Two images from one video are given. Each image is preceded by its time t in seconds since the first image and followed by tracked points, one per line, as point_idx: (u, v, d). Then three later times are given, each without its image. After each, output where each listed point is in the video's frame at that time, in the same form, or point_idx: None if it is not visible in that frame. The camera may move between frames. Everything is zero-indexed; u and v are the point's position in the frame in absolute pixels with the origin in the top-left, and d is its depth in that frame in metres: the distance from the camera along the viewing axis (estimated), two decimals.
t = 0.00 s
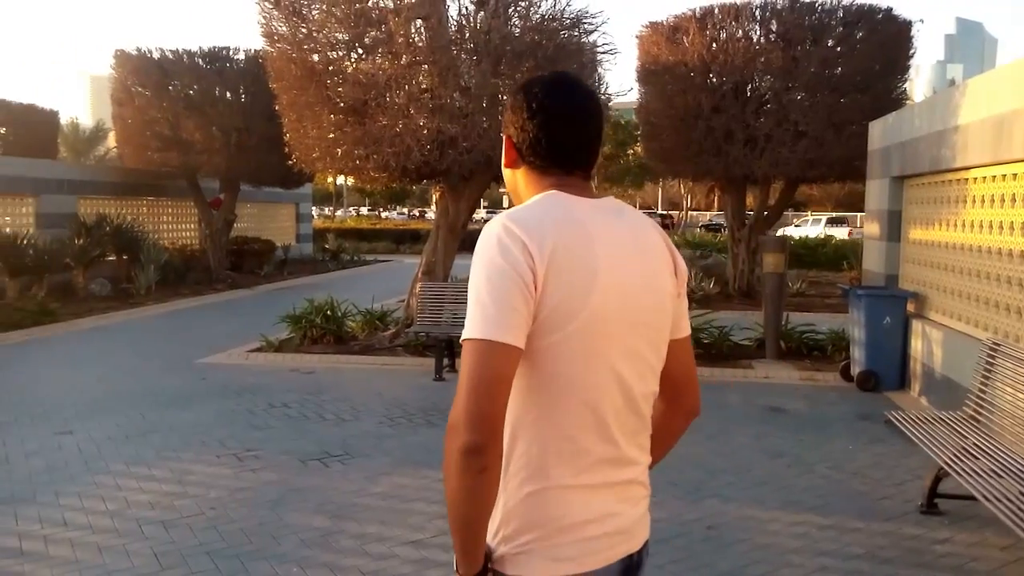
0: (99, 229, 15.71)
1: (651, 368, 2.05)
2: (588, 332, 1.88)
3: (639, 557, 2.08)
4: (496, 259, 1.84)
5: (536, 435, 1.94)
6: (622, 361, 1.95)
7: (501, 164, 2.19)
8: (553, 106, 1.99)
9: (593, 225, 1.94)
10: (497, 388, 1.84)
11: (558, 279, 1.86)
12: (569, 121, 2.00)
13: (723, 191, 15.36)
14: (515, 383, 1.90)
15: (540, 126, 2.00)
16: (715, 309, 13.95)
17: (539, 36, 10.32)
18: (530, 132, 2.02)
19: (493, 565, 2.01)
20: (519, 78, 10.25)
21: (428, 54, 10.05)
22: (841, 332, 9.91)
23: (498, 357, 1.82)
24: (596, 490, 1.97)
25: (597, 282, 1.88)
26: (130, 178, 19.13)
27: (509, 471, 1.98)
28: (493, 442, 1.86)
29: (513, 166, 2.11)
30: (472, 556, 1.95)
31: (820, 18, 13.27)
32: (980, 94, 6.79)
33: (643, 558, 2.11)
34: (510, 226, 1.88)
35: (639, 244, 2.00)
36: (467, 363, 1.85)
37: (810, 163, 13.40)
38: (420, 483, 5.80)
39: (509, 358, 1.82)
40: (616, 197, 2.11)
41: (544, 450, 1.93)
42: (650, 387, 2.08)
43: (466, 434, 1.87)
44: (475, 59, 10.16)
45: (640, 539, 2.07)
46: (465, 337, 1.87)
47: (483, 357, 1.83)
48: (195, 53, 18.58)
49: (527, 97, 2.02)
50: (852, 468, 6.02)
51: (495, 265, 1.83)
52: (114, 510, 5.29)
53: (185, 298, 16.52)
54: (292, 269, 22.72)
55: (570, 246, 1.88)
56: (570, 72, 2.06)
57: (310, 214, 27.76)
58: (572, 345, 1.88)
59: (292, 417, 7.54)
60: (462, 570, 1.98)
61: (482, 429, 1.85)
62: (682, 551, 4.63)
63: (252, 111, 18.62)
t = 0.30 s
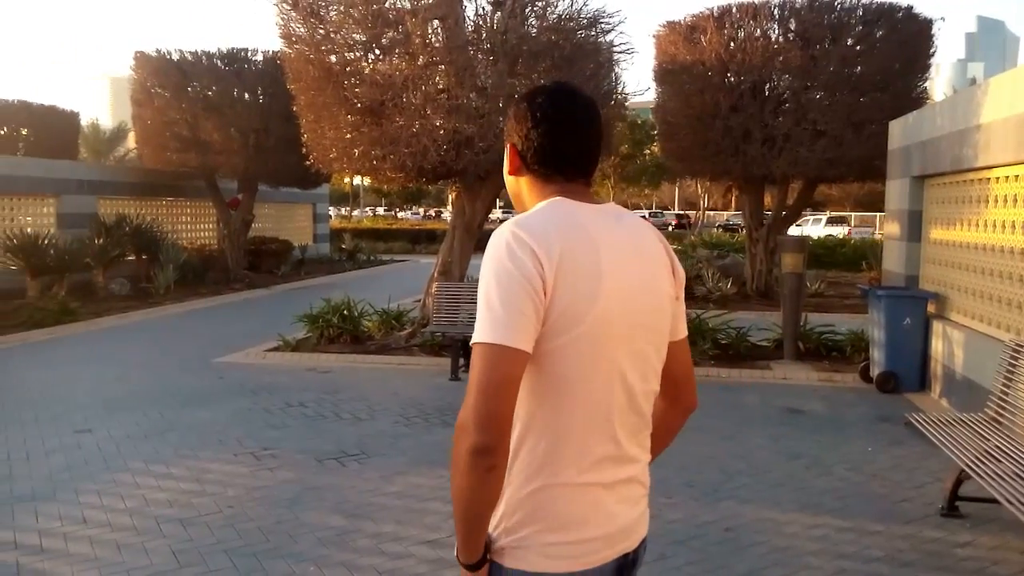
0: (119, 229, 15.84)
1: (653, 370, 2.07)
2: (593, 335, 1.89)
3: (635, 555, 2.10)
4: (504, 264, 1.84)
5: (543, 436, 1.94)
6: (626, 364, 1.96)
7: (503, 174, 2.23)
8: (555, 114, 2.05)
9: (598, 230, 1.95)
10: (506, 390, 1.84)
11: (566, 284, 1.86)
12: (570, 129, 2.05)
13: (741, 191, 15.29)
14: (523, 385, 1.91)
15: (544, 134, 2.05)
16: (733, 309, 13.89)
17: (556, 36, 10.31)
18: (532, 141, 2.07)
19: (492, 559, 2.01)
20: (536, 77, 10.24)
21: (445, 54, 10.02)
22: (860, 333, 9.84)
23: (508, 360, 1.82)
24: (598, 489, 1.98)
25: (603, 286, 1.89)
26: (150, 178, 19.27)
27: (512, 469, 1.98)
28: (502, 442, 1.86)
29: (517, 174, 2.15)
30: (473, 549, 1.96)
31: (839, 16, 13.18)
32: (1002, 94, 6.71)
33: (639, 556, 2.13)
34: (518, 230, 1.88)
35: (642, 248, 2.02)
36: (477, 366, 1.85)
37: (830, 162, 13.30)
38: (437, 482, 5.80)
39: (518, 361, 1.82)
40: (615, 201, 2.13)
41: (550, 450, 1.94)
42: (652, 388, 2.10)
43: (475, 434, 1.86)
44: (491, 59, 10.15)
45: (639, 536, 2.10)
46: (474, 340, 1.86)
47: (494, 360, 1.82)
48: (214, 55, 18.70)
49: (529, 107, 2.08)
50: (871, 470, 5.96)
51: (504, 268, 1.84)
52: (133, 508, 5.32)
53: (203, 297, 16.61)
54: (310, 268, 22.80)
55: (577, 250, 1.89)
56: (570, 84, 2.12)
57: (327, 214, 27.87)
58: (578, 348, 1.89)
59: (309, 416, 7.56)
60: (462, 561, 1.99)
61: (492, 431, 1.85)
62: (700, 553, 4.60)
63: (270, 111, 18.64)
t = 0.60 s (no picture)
0: (137, 230, 15.94)
1: (652, 357, 2.16)
2: (598, 325, 1.98)
3: (629, 540, 2.17)
4: (516, 255, 1.93)
5: (550, 419, 2.02)
6: (629, 352, 2.05)
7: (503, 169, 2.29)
8: (553, 109, 2.11)
9: (604, 225, 2.04)
10: (520, 377, 1.92)
11: (574, 275, 1.95)
12: (568, 122, 2.12)
13: (758, 191, 15.19)
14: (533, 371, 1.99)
15: (544, 128, 2.12)
16: (751, 311, 13.80)
17: (572, 36, 10.27)
18: (533, 134, 2.13)
19: (490, 532, 2.09)
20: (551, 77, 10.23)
21: (461, 55, 10.03)
22: (878, 334, 9.77)
23: (523, 348, 1.91)
24: (597, 471, 2.06)
25: (608, 278, 1.98)
26: (167, 179, 19.36)
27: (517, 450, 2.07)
28: (516, 428, 1.95)
29: (517, 169, 2.21)
30: (475, 523, 2.04)
31: (858, 16, 13.10)
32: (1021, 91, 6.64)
33: (634, 542, 2.19)
34: (527, 223, 1.97)
35: (644, 242, 2.11)
36: (493, 352, 1.93)
37: (848, 162, 13.21)
38: (452, 482, 5.79)
39: (531, 349, 1.91)
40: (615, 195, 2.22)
41: (556, 433, 2.02)
42: (651, 377, 2.19)
43: (495, 422, 1.95)
44: (507, 59, 10.13)
45: (638, 516, 2.18)
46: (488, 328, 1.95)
47: (509, 348, 1.91)
48: (231, 56, 18.78)
49: (529, 102, 2.14)
50: (889, 473, 5.91)
51: (516, 260, 1.92)
52: (150, 507, 5.34)
53: (220, 297, 16.67)
54: (325, 268, 22.83)
55: (584, 242, 1.98)
56: (567, 79, 2.19)
57: (343, 214, 27.91)
58: (584, 337, 1.98)
59: (325, 416, 7.57)
60: (462, 533, 2.07)
61: (510, 418, 1.93)
62: (716, 555, 4.57)
63: (286, 112, 18.69)
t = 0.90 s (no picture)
0: (148, 228, 16.00)
1: (651, 347, 2.20)
2: (596, 318, 2.02)
3: (628, 528, 2.20)
4: (514, 251, 1.97)
5: (550, 410, 2.07)
6: (627, 344, 2.09)
7: (499, 168, 2.32)
8: (547, 106, 2.16)
9: (601, 220, 2.07)
10: (521, 370, 1.96)
11: (572, 269, 1.99)
12: (562, 118, 2.17)
13: (769, 188, 15.12)
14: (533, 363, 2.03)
15: (541, 125, 2.16)
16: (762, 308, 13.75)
17: (582, 33, 10.24)
18: (528, 132, 2.18)
19: (491, 516, 2.15)
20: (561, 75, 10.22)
21: (470, 53, 10.01)
22: (890, 333, 9.72)
23: (524, 343, 1.95)
24: (595, 459, 2.11)
25: (605, 270, 2.02)
26: (178, 178, 19.41)
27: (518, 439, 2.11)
28: (518, 420, 1.99)
29: (514, 168, 2.25)
30: (476, 509, 2.10)
31: (869, 12, 13.03)
32: None
33: (634, 530, 2.22)
34: (524, 219, 2.01)
35: (641, 236, 2.15)
36: (494, 347, 1.97)
37: (859, 159, 13.16)
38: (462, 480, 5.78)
39: (532, 343, 1.95)
40: (612, 189, 2.26)
41: (556, 423, 2.07)
42: (650, 367, 2.23)
43: (498, 416, 1.99)
44: (516, 57, 10.10)
45: (638, 503, 2.23)
46: (488, 323, 1.99)
47: (510, 342, 1.95)
48: (241, 55, 18.82)
49: (523, 101, 2.18)
50: (902, 471, 5.88)
51: (514, 256, 1.96)
52: (162, 504, 5.35)
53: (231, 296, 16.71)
54: (336, 267, 22.87)
55: (582, 237, 2.02)
56: (557, 77, 2.24)
57: (353, 213, 27.93)
58: (583, 329, 2.02)
59: (335, 413, 7.58)
60: (464, 518, 2.13)
61: (513, 410, 1.97)
62: (728, 554, 4.55)
63: (296, 111, 18.71)
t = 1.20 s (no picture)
0: (164, 225, 16.09)
1: (645, 338, 2.24)
2: (587, 309, 2.07)
3: (629, 512, 2.22)
4: (505, 247, 2.02)
5: (546, 400, 2.11)
6: (620, 335, 2.13)
7: (493, 170, 2.36)
8: (541, 107, 2.22)
9: (592, 215, 2.12)
10: (513, 361, 2.02)
11: (562, 263, 2.04)
12: (555, 118, 2.23)
13: (784, 184, 15.02)
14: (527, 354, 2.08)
15: (538, 125, 2.22)
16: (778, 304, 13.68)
17: (596, 28, 10.21)
18: (524, 132, 2.23)
19: (493, 505, 2.19)
20: (574, 71, 10.24)
21: (484, 49, 9.97)
22: (907, 329, 9.66)
23: (515, 335, 2.00)
24: (590, 446, 2.14)
25: (596, 263, 2.07)
26: (193, 175, 19.50)
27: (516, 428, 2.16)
28: (511, 410, 2.04)
29: (512, 169, 2.29)
30: (477, 498, 2.14)
31: (886, 5, 12.90)
32: None
33: (636, 515, 2.24)
34: (516, 217, 2.07)
35: (633, 229, 2.19)
36: (488, 339, 2.03)
37: (876, 154, 13.09)
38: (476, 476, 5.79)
39: (523, 336, 2.01)
40: (603, 184, 2.31)
41: (552, 413, 2.11)
42: (645, 357, 2.27)
43: (490, 407, 2.04)
44: (530, 53, 10.03)
45: (639, 489, 2.26)
46: (482, 317, 2.05)
47: (503, 335, 2.00)
48: (256, 53, 18.86)
49: (517, 101, 2.23)
50: (918, 468, 5.84)
51: (506, 252, 2.02)
52: (179, 498, 5.38)
53: (247, 292, 16.77)
54: (350, 263, 22.91)
55: (572, 232, 2.06)
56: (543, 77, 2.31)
57: (367, 209, 27.97)
58: (574, 321, 2.06)
59: (349, 409, 7.60)
60: (466, 507, 2.17)
61: (505, 401, 2.03)
62: (742, 550, 4.53)
63: (311, 108, 18.75)
